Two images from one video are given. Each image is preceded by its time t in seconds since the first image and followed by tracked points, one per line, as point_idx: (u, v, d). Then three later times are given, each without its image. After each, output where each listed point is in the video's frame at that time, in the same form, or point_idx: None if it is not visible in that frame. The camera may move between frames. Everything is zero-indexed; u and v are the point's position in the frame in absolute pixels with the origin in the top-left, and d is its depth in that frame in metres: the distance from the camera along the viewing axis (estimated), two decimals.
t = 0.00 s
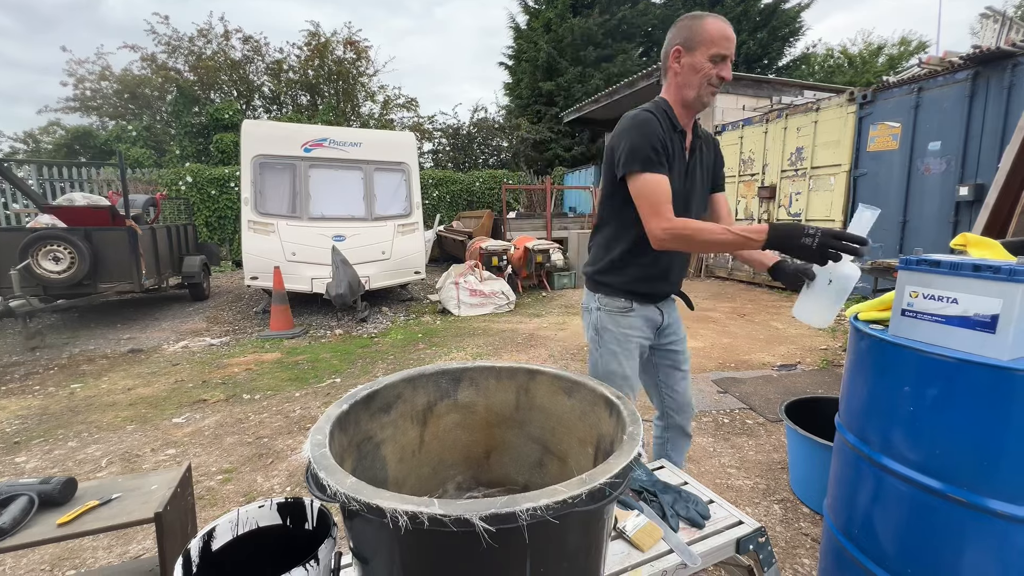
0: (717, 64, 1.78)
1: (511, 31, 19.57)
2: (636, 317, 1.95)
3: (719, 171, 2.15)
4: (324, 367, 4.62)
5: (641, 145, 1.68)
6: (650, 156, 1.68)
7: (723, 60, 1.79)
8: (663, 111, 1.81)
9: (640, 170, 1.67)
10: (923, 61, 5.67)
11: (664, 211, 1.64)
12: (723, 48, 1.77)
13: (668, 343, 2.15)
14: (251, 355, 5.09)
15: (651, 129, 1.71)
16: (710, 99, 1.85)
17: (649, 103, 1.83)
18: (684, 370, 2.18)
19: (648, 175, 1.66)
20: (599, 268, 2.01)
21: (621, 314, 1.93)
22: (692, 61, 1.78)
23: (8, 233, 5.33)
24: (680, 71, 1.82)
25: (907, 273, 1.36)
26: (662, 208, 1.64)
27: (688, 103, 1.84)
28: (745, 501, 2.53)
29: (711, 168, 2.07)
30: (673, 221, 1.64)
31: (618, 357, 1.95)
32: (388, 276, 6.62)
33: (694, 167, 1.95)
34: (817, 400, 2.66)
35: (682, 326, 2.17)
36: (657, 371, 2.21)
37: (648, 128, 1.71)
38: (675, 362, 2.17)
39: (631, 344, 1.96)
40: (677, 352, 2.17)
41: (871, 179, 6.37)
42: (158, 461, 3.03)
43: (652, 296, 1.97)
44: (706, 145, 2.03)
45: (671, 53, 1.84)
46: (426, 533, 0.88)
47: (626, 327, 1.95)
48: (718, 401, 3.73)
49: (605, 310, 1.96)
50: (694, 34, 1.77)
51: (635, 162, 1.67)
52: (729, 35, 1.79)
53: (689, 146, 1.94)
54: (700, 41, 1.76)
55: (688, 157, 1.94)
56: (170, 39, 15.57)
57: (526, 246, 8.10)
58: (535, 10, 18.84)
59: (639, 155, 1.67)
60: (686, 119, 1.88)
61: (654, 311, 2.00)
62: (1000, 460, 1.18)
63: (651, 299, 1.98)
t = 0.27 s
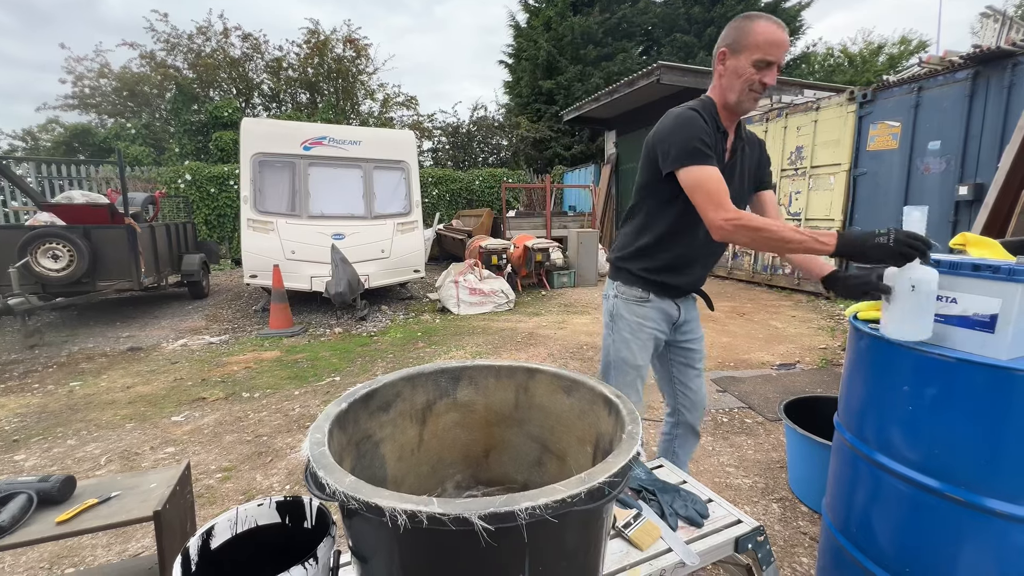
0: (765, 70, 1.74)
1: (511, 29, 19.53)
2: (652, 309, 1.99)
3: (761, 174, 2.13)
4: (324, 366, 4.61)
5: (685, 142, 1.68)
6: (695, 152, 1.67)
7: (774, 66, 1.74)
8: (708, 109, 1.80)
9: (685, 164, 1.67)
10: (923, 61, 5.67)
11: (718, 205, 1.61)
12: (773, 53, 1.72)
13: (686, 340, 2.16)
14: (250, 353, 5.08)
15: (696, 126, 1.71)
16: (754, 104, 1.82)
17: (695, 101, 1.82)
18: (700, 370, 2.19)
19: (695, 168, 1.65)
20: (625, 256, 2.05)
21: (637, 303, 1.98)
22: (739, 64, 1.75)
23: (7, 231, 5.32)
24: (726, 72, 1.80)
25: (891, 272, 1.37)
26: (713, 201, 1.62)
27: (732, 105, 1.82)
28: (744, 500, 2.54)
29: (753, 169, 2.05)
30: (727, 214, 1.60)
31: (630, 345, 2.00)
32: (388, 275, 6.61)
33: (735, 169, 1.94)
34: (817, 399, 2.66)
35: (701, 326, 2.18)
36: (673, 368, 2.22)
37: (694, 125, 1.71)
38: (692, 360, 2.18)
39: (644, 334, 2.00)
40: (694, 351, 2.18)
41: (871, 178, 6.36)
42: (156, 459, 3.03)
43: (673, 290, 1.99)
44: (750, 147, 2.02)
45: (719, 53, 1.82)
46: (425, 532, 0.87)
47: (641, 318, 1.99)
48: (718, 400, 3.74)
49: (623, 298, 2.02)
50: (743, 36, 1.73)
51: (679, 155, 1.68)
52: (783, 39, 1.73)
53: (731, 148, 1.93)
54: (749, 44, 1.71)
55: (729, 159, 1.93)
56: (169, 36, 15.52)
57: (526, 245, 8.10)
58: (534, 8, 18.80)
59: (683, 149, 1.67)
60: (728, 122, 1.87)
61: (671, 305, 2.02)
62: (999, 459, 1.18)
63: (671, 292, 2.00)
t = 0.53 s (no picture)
0: (777, 75, 1.70)
1: (511, 27, 19.49)
2: (659, 303, 1.99)
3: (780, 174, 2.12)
4: (323, 365, 4.61)
5: (699, 144, 1.69)
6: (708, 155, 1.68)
7: (787, 70, 1.68)
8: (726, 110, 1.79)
9: (700, 166, 1.68)
10: (923, 60, 5.66)
11: (732, 211, 1.63)
12: (786, 57, 1.66)
13: (692, 337, 2.16)
14: (249, 352, 5.08)
15: (711, 129, 1.71)
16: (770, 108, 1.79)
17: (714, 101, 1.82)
18: (706, 367, 2.19)
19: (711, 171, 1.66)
20: (637, 250, 2.05)
21: (646, 297, 1.97)
22: (752, 67, 1.74)
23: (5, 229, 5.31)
24: (743, 74, 1.79)
25: (908, 278, 1.32)
26: (727, 205, 1.64)
27: (745, 110, 1.81)
28: (743, 499, 2.54)
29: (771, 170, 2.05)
30: (740, 221, 1.63)
31: (636, 338, 2.00)
32: (387, 274, 6.61)
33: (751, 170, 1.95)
34: (816, 399, 2.66)
35: (709, 325, 2.17)
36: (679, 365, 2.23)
37: (709, 128, 1.71)
38: (698, 358, 2.19)
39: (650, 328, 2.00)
40: (700, 349, 2.18)
41: (871, 177, 6.36)
42: (155, 457, 3.03)
43: (681, 288, 2.00)
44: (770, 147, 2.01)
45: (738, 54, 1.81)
46: (424, 531, 0.87)
47: (649, 312, 1.99)
48: (717, 398, 3.74)
49: (631, 291, 2.02)
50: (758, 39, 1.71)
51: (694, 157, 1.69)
52: (803, 41, 1.65)
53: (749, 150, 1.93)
54: (760, 48, 1.69)
55: (746, 161, 1.93)
56: (168, 34, 15.48)
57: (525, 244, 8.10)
58: (534, 6, 18.78)
59: (698, 151, 1.68)
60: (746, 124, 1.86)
61: (679, 301, 2.02)
62: (997, 458, 1.18)
63: (679, 288, 2.00)
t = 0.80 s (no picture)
0: (765, 85, 1.65)
1: (511, 26, 19.46)
2: (656, 302, 1.98)
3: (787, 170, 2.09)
4: (322, 363, 4.61)
5: (687, 165, 1.70)
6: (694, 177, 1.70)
7: (776, 79, 1.62)
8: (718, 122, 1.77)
9: (684, 188, 1.71)
10: (923, 60, 5.66)
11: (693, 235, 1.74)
12: (772, 67, 1.61)
13: (692, 336, 2.16)
14: (248, 350, 5.08)
15: (698, 148, 1.71)
16: (768, 116, 1.74)
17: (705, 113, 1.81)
18: (707, 367, 2.18)
19: (689, 196, 1.71)
20: (638, 249, 2.05)
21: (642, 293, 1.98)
22: (741, 79, 1.71)
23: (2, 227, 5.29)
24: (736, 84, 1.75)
25: (908, 277, 1.30)
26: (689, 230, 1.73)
27: (740, 120, 1.78)
28: (742, 498, 2.54)
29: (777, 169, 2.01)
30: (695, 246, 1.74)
31: (633, 336, 2.00)
32: (387, 272, 6.61)
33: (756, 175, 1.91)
34: (815, 398, 2.67)
35: (709, 324, 2.16)
36: (679, 365, 2.22)
37: (697, 147, 1.71)
38: (698, 357, 2.18)
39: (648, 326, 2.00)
40: (701, 350, 2.17)
41: (870, 177, 6.36)
42: (154, 456, 3.02)
43: (681, 288, 2.00)
44: (775, 147, 1.97)
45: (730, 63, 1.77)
46: (423, 531, 0.87)
47: (646, 310, 1.99)
48: (716, 398, 3.74)
49: (629, 289, 2.03)
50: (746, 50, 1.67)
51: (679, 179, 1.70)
52: (792, 48, 1.59)
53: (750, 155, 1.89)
54: (747, 61, 1.66)
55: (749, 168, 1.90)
56: (167, 32, 15.43)
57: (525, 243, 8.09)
58: (534, 5, 18.75)
59: (685, 174, 1.70)
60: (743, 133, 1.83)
61: (678, 300, 2.02)
62: (996, 457, 1.18)
63: (677, 288, 2.00)
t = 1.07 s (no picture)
0: (728, 140, 1.56)
1: (511, 25, 19.44)
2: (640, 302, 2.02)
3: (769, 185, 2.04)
4: (321, 363, 4.60)
5: (651, 221, 1.72)
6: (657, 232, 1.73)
7: (738, 135, 1.53)
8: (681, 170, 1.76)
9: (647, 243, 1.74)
10: (923, 59, 5.66)
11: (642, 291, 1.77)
12: (732, 125, 1.52)
13: (679, 335, 2.17)
14: (247, 349, 5.07)
15: (660, 204, 1.73)
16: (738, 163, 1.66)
17: (671, 160, 1.77)
18: (699, 365, 2.19)
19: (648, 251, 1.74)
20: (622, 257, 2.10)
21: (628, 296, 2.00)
22: (707, 130, 1.62)
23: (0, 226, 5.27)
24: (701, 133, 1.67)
25: (909, 277, 1.30)
26: (639, 289, 1.76)
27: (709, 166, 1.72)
28: (742, 498, 2.55)
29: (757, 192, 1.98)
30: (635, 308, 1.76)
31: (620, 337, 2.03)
32: (386, 272, 6.61)
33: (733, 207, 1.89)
34: (815, 398, 2.67)
35: (696, 323, 2.18)
36: (670, 363, 2.24)
37: (659, 203, 1.73)
38: (688, 355, 2.19)
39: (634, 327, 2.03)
40: (690, 348, 2.19)
41: (870, 177, 6.37)
42: (153, 455, 3.02)
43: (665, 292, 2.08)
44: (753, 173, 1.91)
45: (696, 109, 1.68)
46: (423, 530, 0.87)
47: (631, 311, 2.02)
48: (715, 397, 3.74)
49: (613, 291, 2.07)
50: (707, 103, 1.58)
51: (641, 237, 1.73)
52: (752, 104, 1.48)
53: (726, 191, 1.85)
54: (710, 114, 1.56)
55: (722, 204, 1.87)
56: (166, 30, 15.40)
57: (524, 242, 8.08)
58: (534, 4, 18.74)
59: (647, 232, 1.73)
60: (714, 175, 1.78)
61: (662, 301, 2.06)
62: (996, 457, 1.18)
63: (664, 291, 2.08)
